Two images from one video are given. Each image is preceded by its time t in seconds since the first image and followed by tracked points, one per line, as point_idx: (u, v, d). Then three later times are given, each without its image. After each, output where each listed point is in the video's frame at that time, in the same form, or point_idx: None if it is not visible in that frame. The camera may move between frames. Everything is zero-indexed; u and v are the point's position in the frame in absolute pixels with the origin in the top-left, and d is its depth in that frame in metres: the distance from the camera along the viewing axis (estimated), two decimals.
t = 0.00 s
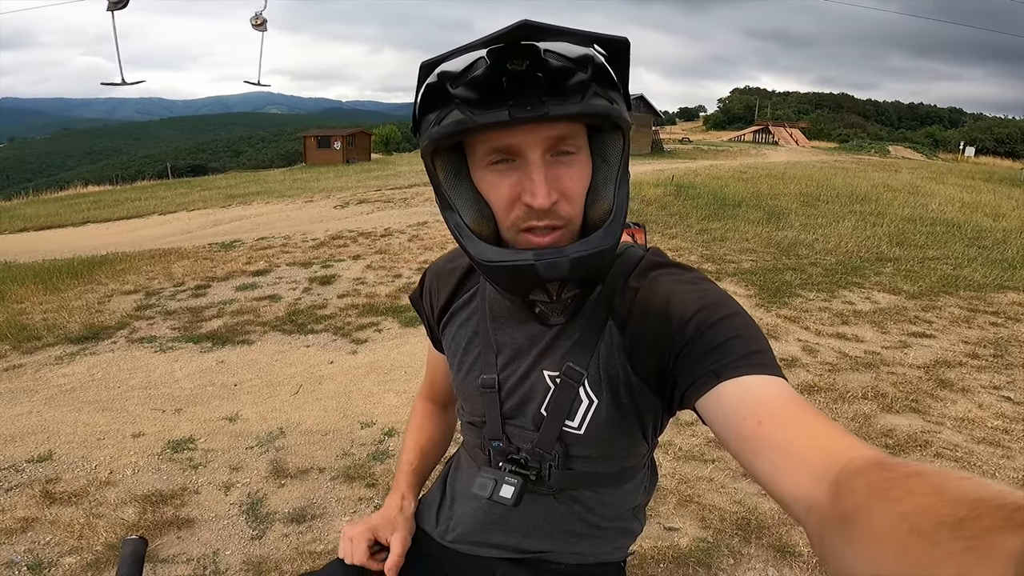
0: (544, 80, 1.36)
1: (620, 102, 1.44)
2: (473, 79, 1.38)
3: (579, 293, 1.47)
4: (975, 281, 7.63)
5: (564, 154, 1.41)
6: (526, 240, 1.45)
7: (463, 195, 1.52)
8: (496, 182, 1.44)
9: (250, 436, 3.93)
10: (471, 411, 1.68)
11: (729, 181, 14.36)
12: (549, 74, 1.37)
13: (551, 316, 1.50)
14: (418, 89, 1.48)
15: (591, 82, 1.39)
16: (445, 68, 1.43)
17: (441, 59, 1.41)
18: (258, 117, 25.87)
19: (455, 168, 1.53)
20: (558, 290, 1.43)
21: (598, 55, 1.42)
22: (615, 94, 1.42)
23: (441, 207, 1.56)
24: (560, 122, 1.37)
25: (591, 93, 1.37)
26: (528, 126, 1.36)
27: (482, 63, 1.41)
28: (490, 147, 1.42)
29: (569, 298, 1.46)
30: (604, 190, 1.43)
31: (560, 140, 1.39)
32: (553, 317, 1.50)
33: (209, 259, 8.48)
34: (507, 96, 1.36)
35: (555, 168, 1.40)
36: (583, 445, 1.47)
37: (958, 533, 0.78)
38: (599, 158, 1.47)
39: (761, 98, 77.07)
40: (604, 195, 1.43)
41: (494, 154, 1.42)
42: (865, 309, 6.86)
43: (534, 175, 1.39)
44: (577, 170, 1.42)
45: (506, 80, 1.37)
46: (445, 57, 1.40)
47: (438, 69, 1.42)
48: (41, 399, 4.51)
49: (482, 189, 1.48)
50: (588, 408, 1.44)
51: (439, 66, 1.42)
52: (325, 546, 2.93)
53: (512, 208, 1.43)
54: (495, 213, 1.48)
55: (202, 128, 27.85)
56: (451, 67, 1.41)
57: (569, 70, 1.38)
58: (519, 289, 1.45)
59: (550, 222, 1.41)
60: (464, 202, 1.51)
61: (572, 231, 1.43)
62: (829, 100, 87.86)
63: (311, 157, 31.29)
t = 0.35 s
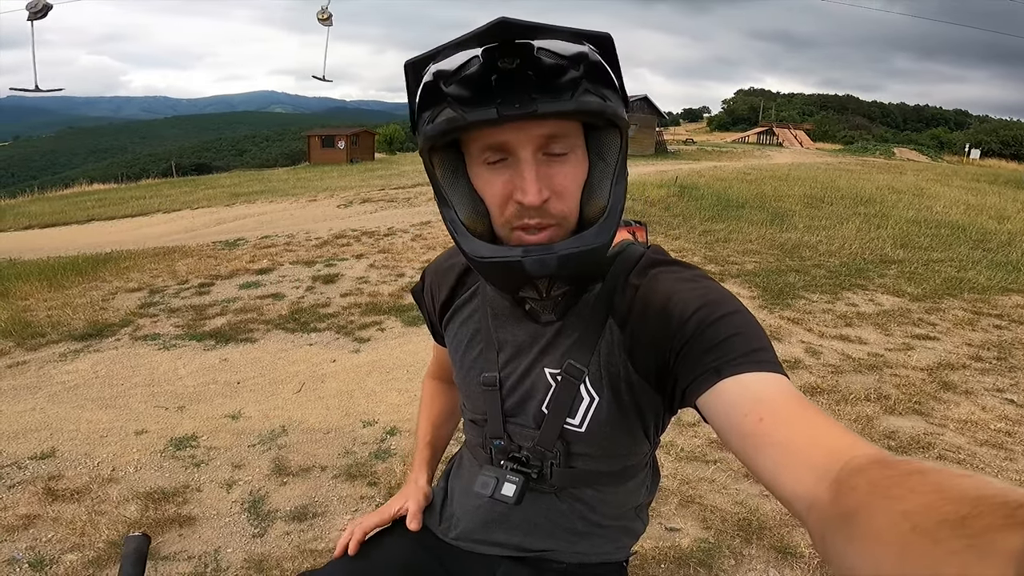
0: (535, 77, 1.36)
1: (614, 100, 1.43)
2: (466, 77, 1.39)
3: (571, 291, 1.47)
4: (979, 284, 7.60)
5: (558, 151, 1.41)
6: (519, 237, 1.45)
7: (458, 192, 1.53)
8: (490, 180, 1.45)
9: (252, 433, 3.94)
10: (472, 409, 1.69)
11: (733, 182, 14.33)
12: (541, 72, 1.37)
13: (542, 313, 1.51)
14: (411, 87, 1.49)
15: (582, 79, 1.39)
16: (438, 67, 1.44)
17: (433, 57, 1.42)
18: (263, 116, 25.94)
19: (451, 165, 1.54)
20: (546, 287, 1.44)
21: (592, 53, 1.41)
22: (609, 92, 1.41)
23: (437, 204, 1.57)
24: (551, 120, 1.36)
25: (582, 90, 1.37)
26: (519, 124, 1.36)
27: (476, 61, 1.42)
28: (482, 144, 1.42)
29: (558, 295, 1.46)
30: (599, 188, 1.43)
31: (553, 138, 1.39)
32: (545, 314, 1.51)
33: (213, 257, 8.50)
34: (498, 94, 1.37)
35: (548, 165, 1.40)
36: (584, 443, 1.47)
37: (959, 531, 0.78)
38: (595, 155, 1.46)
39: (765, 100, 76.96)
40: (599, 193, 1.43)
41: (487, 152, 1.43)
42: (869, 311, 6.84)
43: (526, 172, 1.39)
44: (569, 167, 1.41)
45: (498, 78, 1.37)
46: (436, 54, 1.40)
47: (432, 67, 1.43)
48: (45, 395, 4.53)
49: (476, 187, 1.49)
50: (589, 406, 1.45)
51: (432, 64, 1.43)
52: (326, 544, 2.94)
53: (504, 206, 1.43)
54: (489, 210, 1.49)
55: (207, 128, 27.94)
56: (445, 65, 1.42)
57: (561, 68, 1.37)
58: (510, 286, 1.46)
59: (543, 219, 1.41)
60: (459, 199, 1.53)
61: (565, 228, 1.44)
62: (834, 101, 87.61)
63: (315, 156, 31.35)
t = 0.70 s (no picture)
0: (470, 88, 1.38)
1: (558, 108, 1.35)
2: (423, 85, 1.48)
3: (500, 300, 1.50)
4: (976, 278, 7.63)
5: (497, 160, 1.42)
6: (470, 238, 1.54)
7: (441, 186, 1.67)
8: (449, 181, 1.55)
9: (254, 441, 3.93)
10: (475, 411, 1.68)
11: (728, 181, 14.36)
12: (473, 83, 1.38)
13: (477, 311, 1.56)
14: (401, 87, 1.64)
15: (504, 91, 1.34)
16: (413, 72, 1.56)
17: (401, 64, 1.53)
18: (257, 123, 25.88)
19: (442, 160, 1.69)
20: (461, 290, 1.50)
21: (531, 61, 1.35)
22: (552, 100, 1.34)
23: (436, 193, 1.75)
24: (473, 133, 1.39)
25: (495, 104, 1.33)
26: (451, 135, 1.43)
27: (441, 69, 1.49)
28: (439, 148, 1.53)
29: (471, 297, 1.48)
30: (542, 199, 1.44)
31: (485, 150, 1.41)
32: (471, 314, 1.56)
33: (210, 265, 8.47)
34: (438, 104, 1.43)
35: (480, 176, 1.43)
36: (586, 444, 1.47)
37: (959, 532, 0.78)
38: (550, 164, 1.44)
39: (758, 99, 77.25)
40: (537, 205, 1.43)
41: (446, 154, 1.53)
42: (867, 307, 6.86)
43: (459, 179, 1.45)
44: (507, 177, 1.41)
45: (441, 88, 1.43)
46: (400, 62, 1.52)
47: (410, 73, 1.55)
48: (44, 407, 4.50)
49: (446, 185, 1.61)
50: (591, 407, 1.44)
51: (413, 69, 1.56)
52: (331, 550, 2.92)
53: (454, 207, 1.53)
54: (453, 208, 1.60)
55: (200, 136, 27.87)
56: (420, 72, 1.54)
57: (489, 81, 1.36)
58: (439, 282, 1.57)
59: (479, 224, 1.47)
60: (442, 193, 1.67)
61: (506, 235, 1.47)
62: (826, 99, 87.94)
63: (310, 163, 31.31)
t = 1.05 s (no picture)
0: (475, 88, 1.39)
1: (561, 110, 1.36)
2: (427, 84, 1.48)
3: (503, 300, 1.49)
4: (972, 279, 7.66)
5: (503, 160, 1.43)
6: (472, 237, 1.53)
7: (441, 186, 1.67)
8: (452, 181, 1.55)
9: (252, 443, 3.92)
10: (475, 412, 1.69)
11: (724, 183, 14.40)
12: (479, 82, 1.39)
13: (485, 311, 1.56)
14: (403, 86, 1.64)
15: (513, 90, 1.34)
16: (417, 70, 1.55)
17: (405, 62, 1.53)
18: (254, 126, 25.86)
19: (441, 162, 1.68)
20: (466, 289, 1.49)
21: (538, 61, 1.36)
22: (557, 102, 1.35)
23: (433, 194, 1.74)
24: (482, 132, 1.39)
25: (504, 103, 1.34)
26: (458, 133, 1.43)
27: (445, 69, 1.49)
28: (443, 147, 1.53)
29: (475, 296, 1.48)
30: (546, 200, 1.44)
31: (492, 148, 1.41)
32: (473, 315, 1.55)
33: (207, 268, 8.46)
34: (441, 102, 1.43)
35: (486, 175, 1.44)
36: (585, 445, 1.47)
37: (958, 532, 0.79)
38: (555, 163, 1.45)
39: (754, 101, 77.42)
40: (543, 205, 1.44)
41: (449, 154, 1.53)
42: (864, 308, 6.88)
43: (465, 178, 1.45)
44: (512, 177, 1.42)
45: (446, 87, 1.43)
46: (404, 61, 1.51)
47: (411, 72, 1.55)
48: (41, 409, 4.49)
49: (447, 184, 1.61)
50: (590, 408, 1.45)
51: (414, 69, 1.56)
52: (330, 552, 2.92)
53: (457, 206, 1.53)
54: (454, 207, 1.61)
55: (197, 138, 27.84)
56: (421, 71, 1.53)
57: (496, 80, 1.36)
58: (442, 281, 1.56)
59: (484, 223, 1.47)
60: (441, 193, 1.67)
61: (510, 234, 1.47)
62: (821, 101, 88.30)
63: (307, 166, 31.28)
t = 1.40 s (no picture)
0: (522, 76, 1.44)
1: (601, 99, 1.50)
2: (458, 79, 1.49)
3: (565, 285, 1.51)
4: (969, 285, 7.68)
5: (549, 149, 1.50)
6: (514, 231, 1.55)
7: (457, 190, 1.64)
8: (485, 177, 1.54)
9: (248, 442, 3.91)
10: (471, 410, 1.68)
11: (724, 187, 14.42)
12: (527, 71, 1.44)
13: (536, 306, 1.53)
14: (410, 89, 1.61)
15: (568, 77, 1.45)
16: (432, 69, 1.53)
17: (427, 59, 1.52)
18: (254, 125, 25.85)
19: (448, 164, 1.65)
20: (539, 277, 1.48)
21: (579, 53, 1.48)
22: (596, 91, 1.49)
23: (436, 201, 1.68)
24: (539, 118, 1.45)
25: (566, 88, 1.44)
26: (509, 122, 1.46)
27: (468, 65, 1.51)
28: (476, 143, 1.52)
29: (550, 287, 1.49)
30: (592, 184, 1.53)
31: (544, 136, 1.48)
32: (539, 306, 1.53)
33: (205, 266, 8.45)
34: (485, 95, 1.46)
35: (537, 163, 1.49)
36: (583, 444, 1.47)
37: (952, 533, 0.79)
38: (588, 152, 1.54)
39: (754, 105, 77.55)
40: (591, 189, 1.52)
41: (481, 150, 1.53)
42: (861, 313, 6.89)
43: (517, 167, 1.48)
44: (562, 162, 1.50)
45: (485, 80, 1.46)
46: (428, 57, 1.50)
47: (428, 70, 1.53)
48: (36, 406, 4.48)
49: (474, 184, 1.59)
50: (587, 407, 1.45)
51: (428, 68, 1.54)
52: (324, 552, 2.91)
53: (500, 201, 1.53)
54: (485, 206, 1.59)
55: (197, 137, 27.81)
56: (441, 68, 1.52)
57: (547, 68, 1.43)
58: (502, 277, 1.52)
59: (535, 213, 1.50)
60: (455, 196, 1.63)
61: (559, 221, 1.52)
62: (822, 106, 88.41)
63: (306, 165, 31.27)
